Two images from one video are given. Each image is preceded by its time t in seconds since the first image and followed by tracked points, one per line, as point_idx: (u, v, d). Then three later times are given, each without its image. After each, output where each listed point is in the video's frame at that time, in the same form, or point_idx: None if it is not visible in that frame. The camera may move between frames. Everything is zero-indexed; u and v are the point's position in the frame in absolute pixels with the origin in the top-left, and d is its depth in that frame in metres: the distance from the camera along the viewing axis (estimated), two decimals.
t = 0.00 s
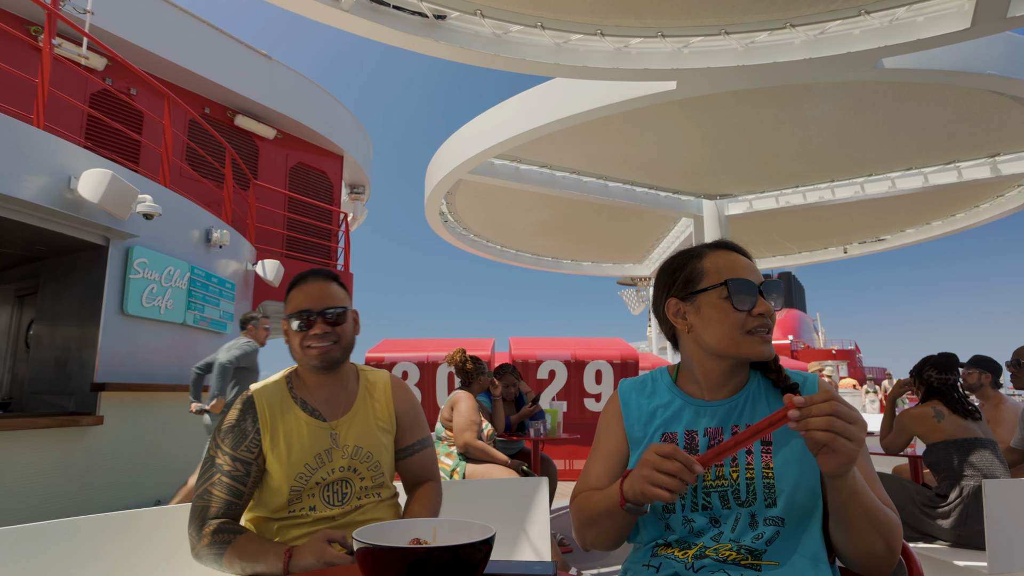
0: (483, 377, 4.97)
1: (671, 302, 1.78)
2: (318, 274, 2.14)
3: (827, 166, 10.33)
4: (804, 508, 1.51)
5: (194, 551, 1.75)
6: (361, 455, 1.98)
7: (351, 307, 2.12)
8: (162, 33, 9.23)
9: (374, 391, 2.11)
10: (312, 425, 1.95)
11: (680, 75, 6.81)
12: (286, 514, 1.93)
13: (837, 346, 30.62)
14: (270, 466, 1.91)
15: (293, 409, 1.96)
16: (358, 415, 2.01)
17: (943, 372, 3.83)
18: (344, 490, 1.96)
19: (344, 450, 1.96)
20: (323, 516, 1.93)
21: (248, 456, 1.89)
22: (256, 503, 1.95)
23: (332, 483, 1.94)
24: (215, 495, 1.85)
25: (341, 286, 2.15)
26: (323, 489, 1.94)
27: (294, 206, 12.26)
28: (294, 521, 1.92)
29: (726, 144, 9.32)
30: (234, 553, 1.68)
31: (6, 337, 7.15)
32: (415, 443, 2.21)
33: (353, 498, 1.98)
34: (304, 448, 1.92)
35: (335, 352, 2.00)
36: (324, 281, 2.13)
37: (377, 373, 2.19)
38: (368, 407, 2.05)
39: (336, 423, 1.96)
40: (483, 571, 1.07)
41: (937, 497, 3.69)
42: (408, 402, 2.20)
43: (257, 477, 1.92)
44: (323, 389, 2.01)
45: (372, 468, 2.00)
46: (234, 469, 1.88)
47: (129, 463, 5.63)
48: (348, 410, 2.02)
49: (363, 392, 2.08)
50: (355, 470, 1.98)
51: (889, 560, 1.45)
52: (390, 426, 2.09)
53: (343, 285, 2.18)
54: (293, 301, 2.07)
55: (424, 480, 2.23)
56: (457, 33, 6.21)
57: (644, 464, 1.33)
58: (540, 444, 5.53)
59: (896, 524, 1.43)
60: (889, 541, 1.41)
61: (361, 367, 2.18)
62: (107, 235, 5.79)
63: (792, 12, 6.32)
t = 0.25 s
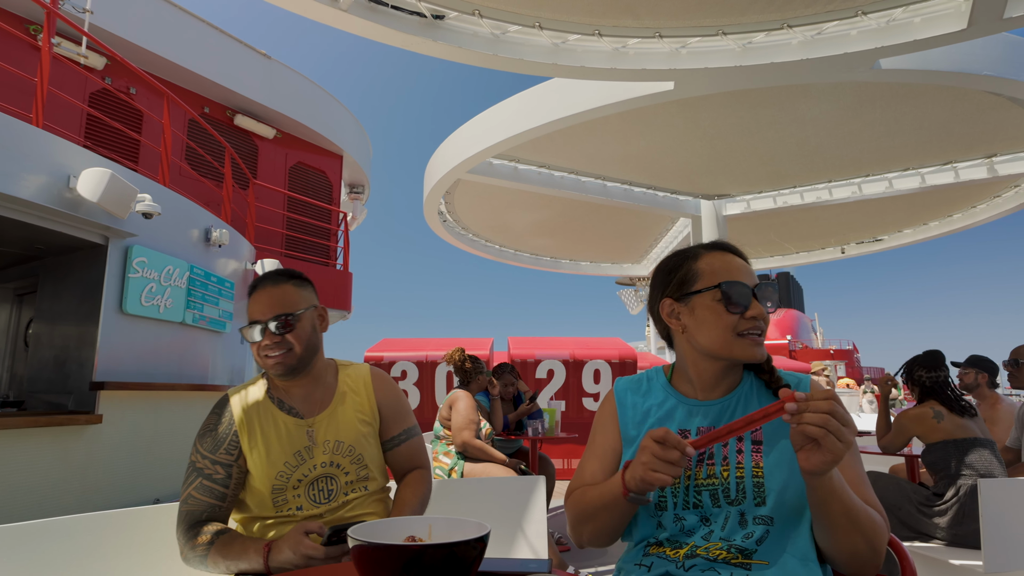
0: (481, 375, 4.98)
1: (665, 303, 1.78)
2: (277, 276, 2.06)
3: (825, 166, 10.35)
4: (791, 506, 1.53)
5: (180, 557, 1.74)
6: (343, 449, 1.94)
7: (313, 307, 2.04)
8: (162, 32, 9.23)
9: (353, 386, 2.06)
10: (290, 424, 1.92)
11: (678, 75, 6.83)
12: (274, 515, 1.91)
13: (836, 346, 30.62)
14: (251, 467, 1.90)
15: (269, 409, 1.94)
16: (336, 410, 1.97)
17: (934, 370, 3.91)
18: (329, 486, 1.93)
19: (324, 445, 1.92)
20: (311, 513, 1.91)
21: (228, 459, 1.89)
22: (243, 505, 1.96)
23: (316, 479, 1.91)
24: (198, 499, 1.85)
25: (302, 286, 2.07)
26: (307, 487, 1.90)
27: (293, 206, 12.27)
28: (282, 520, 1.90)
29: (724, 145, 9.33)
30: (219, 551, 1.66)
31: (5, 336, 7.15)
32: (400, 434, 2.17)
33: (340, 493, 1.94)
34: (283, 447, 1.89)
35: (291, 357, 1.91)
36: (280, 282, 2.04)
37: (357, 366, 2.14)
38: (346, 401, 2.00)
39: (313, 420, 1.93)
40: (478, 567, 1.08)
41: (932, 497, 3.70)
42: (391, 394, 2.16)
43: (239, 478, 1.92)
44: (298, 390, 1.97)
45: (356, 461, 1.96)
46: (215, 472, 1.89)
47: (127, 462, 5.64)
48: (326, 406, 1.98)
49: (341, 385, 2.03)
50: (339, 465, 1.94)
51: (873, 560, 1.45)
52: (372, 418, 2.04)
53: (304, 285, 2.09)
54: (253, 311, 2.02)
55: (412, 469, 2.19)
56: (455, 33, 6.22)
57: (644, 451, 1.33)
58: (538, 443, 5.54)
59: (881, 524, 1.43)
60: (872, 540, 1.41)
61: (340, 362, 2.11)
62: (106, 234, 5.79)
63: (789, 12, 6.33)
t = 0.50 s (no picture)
0: (478, 375, 4.99)
1: (641, 306, 1.84)
2: (249, 273, 2.00)
3: (822, 166, 10.36)
4: (776, 507, 1.52)
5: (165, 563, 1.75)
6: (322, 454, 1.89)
7: (285, 307, 1.97)
8: (159, 32, 9.22)
9: (334, 386, 1.99)
10: (268, 428, 1.88)
11: (674, 75, 6.83)
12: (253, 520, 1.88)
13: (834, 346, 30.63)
14: (230, 472, 1.88)
15: (248, 412, 1.90)
16: (316, 413, 1.92)
17: (932, 370, 3.93)
18: (308, 492, 1.88)
19: (303, 450, 1.87)
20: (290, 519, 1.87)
21: (208, 464, 1.89)
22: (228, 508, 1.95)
23: (295, 485, 1.87)
24: (181, 503, 1.88)
25: (275, 283, 2.00)
26: (286, 492, 1.86)
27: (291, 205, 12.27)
28: (261, 526, 1.86)
29: (721, 145, 9.34)
30: (201, 558, 1.66)
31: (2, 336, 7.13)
32: (390, 433, 2.09)
33: (320, 499, 1.90)
34: (260, 452, 1.85)
35: (257, 361, 1.87)
36: (247, 281, 1.98)
37: (342, 364, 2.07)
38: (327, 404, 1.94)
39: (292, 424, 1.88)
40: (468, 567, 1.09)
41: (928, 496, 3.71)
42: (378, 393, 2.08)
43: (222, 482, 1.92)
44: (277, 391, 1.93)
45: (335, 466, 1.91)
46: (196, 476, 1.90)
47: (124, 462, 5.64)
48: (306, 409, 1.93)
49: (322, 389, 1.97)
50: (318, 470, 1.89)
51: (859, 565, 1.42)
52: (356, 422, 1.98)
53: (275, 280, 2.01)
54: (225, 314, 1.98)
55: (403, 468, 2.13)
56: (451, 33, 6.22)
57: (640, 464, 1.33)
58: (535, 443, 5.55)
59: (865, 531, 1.41)
60: (858, 548, 1.39)
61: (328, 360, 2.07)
62: (103, 234, 5.78)
63: (785, 13, 6.34)
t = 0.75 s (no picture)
0: (476, 375, 5.00)
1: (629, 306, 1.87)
2: (230, 271, 1.99)
3: (819, 167, 10.37)
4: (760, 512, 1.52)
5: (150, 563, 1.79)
6: (292, 466, 1.81)
7: (250, 310, 1.91)
8: (157, 31, 9.20)
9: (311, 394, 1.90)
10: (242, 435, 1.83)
11: (671, 77, 6.83)
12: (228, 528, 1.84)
13: (832, 347, 30.65)
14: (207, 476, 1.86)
15: (226, 414, 1.89)
16: (289, 422, 1.84)
17: (930, 372, 3.94)
18: (277, 504, 1.80)
19: (272, 460, 1.80)
20: (259, 531, 1.80)
21: (189, 464, 1.90)
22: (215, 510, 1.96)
23: (263, 497, 1.79)
24: (166, 503, 1.90)
25: (252, 282, 1.96)
26: (254, 504, 1.79)
27: (289, 206, 12.26)
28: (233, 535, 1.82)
29: (717, 145, 9.36)
30: (179, 562, 1.69)
31: None
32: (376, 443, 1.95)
33: (290, 512, 1.81)
34: (230, 459, 1.81)
35: (213, 365, 1.86)
36: (220, 280, 1.97)
37: (327, 367, 1.98)
38: (302, 412, 1.86)
39: (264, 432, 1.82)
40: (462, 570, 1.08)
41: (924, 497, 3.71)
42: (360, 401, 1.94)
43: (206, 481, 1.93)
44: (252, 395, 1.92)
45: (306, 479, 1.81)
46: (180, 476, 1.91)
47: (121, 463, 5.63)
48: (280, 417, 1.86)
49: (298, 395, 1.88)
50: (287, 483, 1.81)
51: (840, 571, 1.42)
52: (333, 433, 1.87)
53: (247, 278, 1.97)
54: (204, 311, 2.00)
55: (395, 478, 1.98)
56: (449, 34, 6.21)
57: (617, 494, 1.31)
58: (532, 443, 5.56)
59: (845, 538, 1.40)
60: (830, 556, 1.37)
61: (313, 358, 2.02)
62: (100, 234, 5.77)
63: (781, 14, 6.34)
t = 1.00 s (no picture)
0: (475, 374, 5.01)
1: (624, 302, 1.87)
2: (219, 267, 2.02)
3: (817, 166, 10.38)
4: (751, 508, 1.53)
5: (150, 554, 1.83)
6: (274, 467, 1.78)
7: (231, 310, 1.93)
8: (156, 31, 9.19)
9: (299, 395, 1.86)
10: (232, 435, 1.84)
11: (669, 76, 6.84)
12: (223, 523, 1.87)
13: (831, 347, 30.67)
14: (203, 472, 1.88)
15: (220, 413, 1.91)
16: (274, 423, 1.81)
17: (925, 371, 3.97)
18: (261, 505, 1.78)
19: (255, 461, 1.79)
20: (246, 530, 1.80)
21: (187, 458, 1.93)
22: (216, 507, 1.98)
23: (248, 497, 1.79)
24: (167, 496, 1.94)
25: (236, 280, 1.98)
26: (240, 503, 1.80)
27: (287, 205, 12.25)
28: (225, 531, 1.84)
29: (715, 145, 9.37)
30: (170, 555, 1.72)
31: None
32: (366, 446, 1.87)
33: (274, 513, 1.79)
34: (220, 456, 1.82)
35: (203, 363, 1.90)
36: (210, 279, 2.00)
37: (319, 363, 1.93)
38: (287, 414, 1.83)
39: (251, 432, 1.81)
40: (457, 565, 1.09)
41: (922, 495, 3.71)
42: (348, 403, 1.86)
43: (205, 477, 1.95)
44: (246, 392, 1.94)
45: (287, 481, 1.78)
46: (179, 469, 1.95)
47: (119, 462, 5.62)
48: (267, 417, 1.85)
49: (287, 395, 1.86)
50: (270, 484, 1.78)
51: (832, 566, 1.41)
52: (316, 437, 1.81)
53: (236, 275, 2.00)
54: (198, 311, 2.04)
55: (389, 483, 1.90)
56: (447, 32, 6.21)
57: (608, 499, 1.31)
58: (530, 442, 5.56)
59: (842, 530, 1.40)
60: (826, 550, 1.37)
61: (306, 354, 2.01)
62: (98, 233, 5.76)
63: (779, 13, 6.35)
